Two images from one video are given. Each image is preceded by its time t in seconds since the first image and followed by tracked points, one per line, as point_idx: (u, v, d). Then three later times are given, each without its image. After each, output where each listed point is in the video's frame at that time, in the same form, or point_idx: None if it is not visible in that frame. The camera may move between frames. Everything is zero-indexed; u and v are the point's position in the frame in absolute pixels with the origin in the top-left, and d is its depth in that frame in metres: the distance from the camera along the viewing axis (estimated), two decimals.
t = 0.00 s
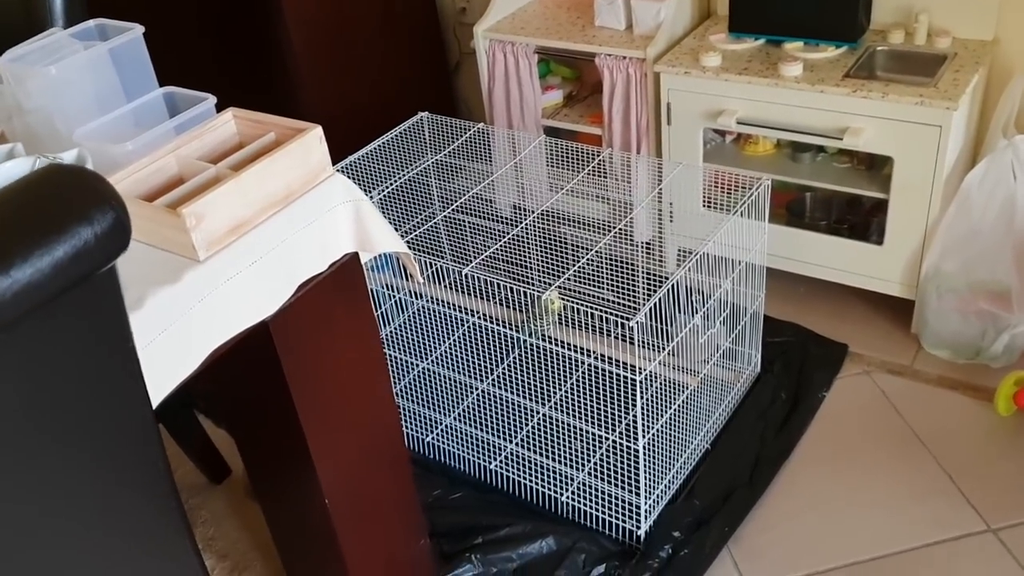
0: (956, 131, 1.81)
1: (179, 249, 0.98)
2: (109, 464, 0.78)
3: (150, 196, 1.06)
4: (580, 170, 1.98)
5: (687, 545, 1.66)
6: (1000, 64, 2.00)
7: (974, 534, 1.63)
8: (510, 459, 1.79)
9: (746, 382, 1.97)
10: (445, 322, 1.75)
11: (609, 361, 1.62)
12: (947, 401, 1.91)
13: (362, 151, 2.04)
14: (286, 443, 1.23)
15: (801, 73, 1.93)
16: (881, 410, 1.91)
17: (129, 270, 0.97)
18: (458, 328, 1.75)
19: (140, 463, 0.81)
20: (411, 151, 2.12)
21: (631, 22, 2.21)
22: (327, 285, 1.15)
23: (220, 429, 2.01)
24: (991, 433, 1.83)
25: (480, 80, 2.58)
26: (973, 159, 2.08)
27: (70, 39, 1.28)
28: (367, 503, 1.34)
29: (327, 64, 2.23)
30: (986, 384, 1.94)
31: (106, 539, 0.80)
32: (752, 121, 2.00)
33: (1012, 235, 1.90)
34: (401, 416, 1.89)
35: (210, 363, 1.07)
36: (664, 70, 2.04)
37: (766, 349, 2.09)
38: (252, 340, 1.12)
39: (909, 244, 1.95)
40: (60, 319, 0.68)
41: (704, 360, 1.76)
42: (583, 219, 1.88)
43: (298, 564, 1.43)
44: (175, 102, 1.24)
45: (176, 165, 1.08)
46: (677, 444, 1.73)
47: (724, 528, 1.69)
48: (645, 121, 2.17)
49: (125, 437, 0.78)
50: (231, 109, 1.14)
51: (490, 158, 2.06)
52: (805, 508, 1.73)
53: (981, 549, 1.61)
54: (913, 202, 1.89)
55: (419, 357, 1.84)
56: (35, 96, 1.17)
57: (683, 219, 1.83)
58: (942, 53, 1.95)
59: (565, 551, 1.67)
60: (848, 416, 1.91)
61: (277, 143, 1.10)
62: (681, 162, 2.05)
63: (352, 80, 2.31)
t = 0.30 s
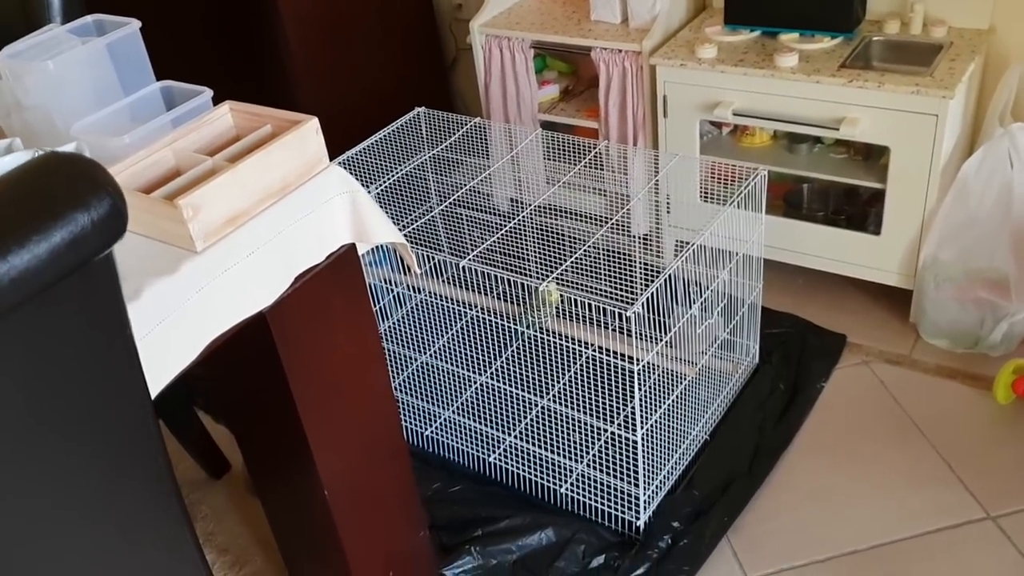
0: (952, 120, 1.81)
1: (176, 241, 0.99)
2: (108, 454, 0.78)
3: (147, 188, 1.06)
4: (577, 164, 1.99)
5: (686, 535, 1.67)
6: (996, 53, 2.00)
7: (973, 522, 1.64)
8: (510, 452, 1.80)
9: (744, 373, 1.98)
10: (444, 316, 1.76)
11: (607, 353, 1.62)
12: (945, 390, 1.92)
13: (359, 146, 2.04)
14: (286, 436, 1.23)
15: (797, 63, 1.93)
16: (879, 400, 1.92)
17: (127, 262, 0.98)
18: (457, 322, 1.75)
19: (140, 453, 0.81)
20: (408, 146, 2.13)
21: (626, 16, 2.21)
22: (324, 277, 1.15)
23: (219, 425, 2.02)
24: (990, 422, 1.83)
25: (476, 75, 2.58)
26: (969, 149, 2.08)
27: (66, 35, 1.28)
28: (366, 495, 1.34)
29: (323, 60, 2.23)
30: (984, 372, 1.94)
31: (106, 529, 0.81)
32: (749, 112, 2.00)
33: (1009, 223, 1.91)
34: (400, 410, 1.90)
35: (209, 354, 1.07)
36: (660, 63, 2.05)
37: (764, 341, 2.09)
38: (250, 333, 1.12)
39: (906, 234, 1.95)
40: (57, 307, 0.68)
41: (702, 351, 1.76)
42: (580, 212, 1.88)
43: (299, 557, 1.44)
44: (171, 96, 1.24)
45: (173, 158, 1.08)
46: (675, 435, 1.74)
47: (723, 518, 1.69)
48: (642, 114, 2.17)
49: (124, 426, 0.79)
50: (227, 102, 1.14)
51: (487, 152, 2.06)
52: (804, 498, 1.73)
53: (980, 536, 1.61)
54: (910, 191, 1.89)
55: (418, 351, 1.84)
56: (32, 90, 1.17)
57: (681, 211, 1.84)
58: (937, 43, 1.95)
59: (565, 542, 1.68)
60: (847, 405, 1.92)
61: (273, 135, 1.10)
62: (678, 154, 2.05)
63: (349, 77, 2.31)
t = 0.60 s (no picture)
0: (945, 108, 1.80)
1: (165, 232, 0.98)
2: (98, 446, 0.77)
3: (135, 180, 1.05)
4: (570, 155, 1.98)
5: (683, 526, 1.66)
6: (990, 41, 1.99)
7: (970, 509, 1.64)
8: (506, 445, 1.79)
9: (739, 363, 1.97)
10: (438, 309, 1.75)
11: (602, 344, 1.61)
12: (941, 378, 1.92)
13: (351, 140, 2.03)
14: (279, 429, 1.22)
15: (790, 53, 1.92)
16: (875, 389, 1.92)
17: (116, 254, 0.97)
18: (452, 315, 1.75)
19: (131, 445, 0.81)
20: (401, 139, 2.12)
21: (619, 6, 2.20)
22: (317, 270, 1.15)
23: (214, 421, 2.01)
24: (985, 410, 1.83)
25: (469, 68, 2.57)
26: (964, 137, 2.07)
27: (51, 26, 1.27)
28: (362, 489, 1.34)
29: (314, 53, 2.22)
30: (979, 360, 1.94)
31: (98, 521, 0.80)
32: (741, 102, 1.99)
33: (1003, 210, 1.90)
34: (396, 404, 1.89)
35: (200, 347, 1.07)
36: (653, 53, 2.04)
37: (760, 331, 2.09)
38: (242, 327, 1.12)
39: (901, 223, 1.95)
40: (41, 296, 0.67)
41: (697, 341, 1.76)
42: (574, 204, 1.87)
43: (295, 552, 1.43)
44: (159, 87, 1.24)
45: (161, 149, 1.07)
46: (671, 426, 1.74)
47: (720, 508, 1.69)
48: (635, 105, 2.16)
49: (114, 417, 0.78)
50: (215, 93, 1.13)
51: (480, 145, 2.05)
52: (801, 487, 1.73)
53: (977, 523, 1.61)
54: (904, 180, 1.89)
55: (413, 345, 1.84)
56: (18, 82, 1.16)
57: (675, 202, 1.83)
58: (931, 30, 1.95)
59: (562, 534, 1.67)
60: (843, 395, 1.92)
61: (262, 125, 1.09)
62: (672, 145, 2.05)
63: (340, 71, 2.30)
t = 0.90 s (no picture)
0: (944, 102, 1.79)
1: (160, 236, 0.97)
2: (94, 453, 0.77)
3: (130, 184, 1.05)
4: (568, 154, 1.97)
5: (686, 525, 1.65)
6: (988, 34, 1.99)
7: (973, 505, 1.63)
8: (507, 446, 1.78)
9: (740, 361, 1.96)
10: (438, 311, 1.74)
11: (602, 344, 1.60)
12: (942, 374, 1.91)
13: (348, 141, 2.03)
14: (278, 433, 1.21)
15: (788, 49, 1.91)
16: (877, 385, 1.91)
17: (112, 259, 0.96)
18: (452, 316, 1.74)
19: (127, 452, 0.80)
20: (398, 140, 2.11)
21: (615, 5, 2.19)
22: (314, 273, 1.14)
23: (213, 425, 2.00)
24: (988, 405, 1.82)
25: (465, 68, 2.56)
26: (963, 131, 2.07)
27: (42, 30, 1.26)
28: (362, 492, 1.33)
29: (309, 55, 2.21)
30: (981, 355, 1.93)
31: (95, 530, 0.79)
32: (739, 99, 1.99)
33: (1003, 205, 1.90)
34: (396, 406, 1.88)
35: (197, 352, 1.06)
36: (650, 51, 2.03)
37: (760, 329, 2.08)
38: (239, 330, 1.11)
39: (900, 218, 1.94)
40: (33, 303, 0.66)
41: (697, 340, 1.75)
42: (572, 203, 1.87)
43: (295, 556, 1.42)
44: (152, 90, 1.23)
45: (156, 153, 1.07)
46: (673, 425, 1.73)
47: (723, 507, 1.68)
48: (632, 103, 2.15)
49: (109, 423, 0.77)
50: (209, 96, 1.13)
51: (477, 146, 2.05)
52: (803, 485, 1.72)
53: (981, 519, 1.60)
54: (904, 175, 1.88)
55: (413, 346, 1.83)
56: (10, 87, 1.15)
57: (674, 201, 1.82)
58: (928, 25, 1.94)
59: (564, 535, 1.66)
60: (844, 391, 1.91)
61: (257, 128, 1.08)
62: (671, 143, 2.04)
63: (335, 72, 2.29)
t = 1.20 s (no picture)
0: (944, 99, 1.79)
1: (161, 238, 0.96)
2: (96, 457, 0.76)
3: (129, 185, 1.04)
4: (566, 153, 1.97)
5: (687, 524, 1.65)
6: (986, 31, 1.98)
7: (975, 503, 1.63)
8: (507, 445, 1.78)
9: (740, 359, 1.96)
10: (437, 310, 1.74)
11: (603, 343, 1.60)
12: (942, 371, 1.91)
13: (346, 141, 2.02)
14: (279, 434, 1.21)
15: (787, 46, 1.91)
16: (877, 383, 1.91)
17: (112, 260, 0.95)
18: (451, 316, 1.73)
19: (129, 455, 0.79)
20: (396, 139, 2.10)
21: (612, 3, 2.19)
22: (314, 274, 1.13)
23: (212, 425, 2.00)
24: (989, 402, 1.82)
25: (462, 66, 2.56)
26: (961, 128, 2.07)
27: (41, 30, 1.25)
28: (363, 493, 1.32)
29: (307, 54, 2.20)
30: (981, 352, 1.93)
31: (98, 534, 0.79)
32: (738, 97, 1.98)
33: (1003, 201, 1.90)
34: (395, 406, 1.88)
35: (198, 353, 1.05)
36: (648, 49, 2.02)
37: (760, 326, 2.08)
38: (240, 331, 1.10)
39: (900, 215, 1.94)
40: (35, 306, 0.66)
41: (698, 338, 1.75)
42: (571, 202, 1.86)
43: (296, 557, 1.42)
44: (152, 91, 1.22)
45: (156, 154, 1.06)
46: (673, 423, 1.72)
47: (724, 506, 1.68)
48: (631, 101, 2.15)
49: (112, 426, 0.77)
50: (209, 96, 1.12)
51: (476, 145, 2.04)
52: (805, 483, 1.72)
53: (982, 517, 1.60)
54: (903, 172, 1.88)
55: (412, 346, 1.82)
56: (8, 88, 1.15)
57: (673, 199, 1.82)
58: (927, 22, 1.94)
59: (565, 534, 1.66)
60: (845, 389, 1.91)
61: (257, 128, 1.08)
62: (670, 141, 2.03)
63: (333, 71, 2.28)
